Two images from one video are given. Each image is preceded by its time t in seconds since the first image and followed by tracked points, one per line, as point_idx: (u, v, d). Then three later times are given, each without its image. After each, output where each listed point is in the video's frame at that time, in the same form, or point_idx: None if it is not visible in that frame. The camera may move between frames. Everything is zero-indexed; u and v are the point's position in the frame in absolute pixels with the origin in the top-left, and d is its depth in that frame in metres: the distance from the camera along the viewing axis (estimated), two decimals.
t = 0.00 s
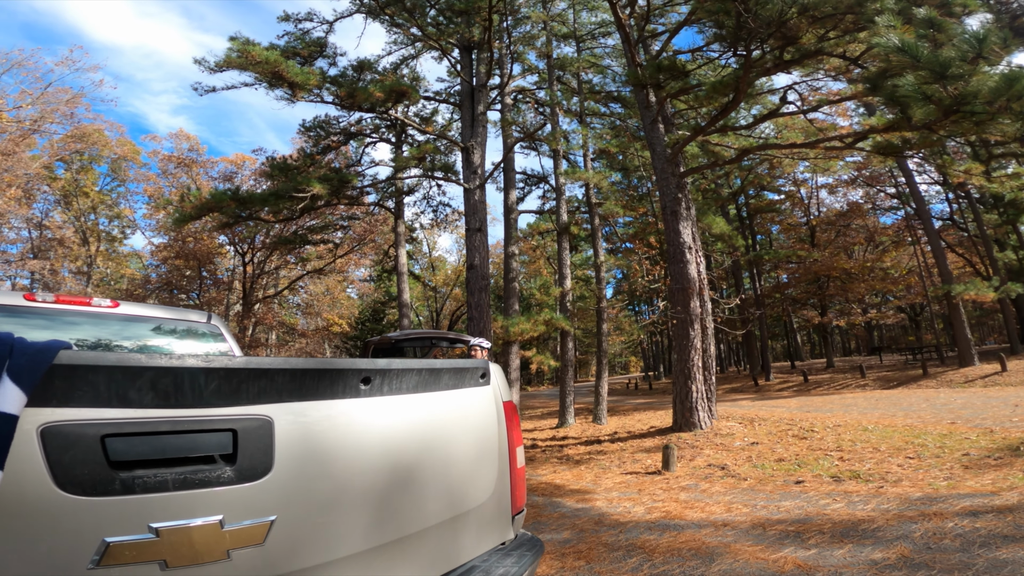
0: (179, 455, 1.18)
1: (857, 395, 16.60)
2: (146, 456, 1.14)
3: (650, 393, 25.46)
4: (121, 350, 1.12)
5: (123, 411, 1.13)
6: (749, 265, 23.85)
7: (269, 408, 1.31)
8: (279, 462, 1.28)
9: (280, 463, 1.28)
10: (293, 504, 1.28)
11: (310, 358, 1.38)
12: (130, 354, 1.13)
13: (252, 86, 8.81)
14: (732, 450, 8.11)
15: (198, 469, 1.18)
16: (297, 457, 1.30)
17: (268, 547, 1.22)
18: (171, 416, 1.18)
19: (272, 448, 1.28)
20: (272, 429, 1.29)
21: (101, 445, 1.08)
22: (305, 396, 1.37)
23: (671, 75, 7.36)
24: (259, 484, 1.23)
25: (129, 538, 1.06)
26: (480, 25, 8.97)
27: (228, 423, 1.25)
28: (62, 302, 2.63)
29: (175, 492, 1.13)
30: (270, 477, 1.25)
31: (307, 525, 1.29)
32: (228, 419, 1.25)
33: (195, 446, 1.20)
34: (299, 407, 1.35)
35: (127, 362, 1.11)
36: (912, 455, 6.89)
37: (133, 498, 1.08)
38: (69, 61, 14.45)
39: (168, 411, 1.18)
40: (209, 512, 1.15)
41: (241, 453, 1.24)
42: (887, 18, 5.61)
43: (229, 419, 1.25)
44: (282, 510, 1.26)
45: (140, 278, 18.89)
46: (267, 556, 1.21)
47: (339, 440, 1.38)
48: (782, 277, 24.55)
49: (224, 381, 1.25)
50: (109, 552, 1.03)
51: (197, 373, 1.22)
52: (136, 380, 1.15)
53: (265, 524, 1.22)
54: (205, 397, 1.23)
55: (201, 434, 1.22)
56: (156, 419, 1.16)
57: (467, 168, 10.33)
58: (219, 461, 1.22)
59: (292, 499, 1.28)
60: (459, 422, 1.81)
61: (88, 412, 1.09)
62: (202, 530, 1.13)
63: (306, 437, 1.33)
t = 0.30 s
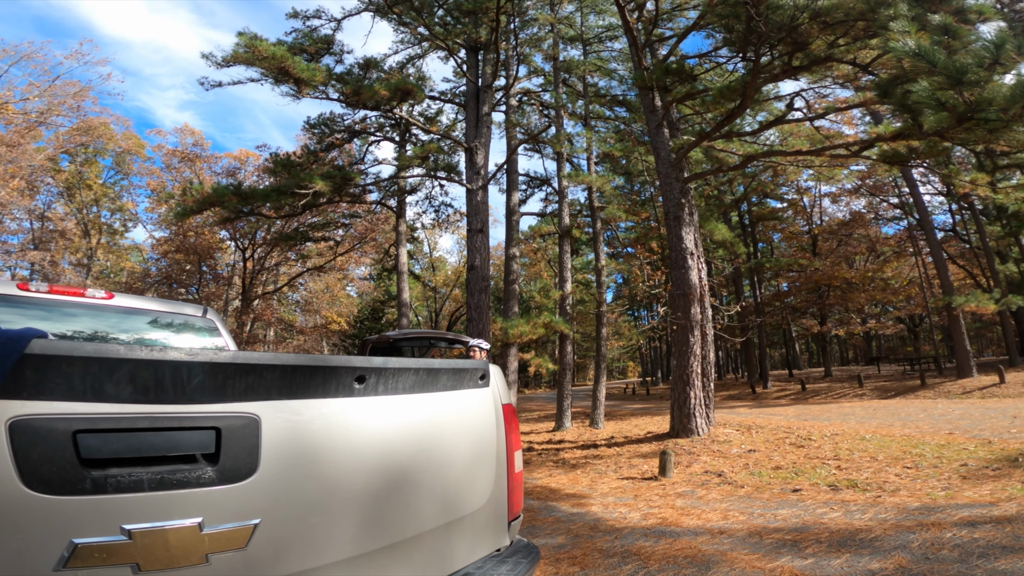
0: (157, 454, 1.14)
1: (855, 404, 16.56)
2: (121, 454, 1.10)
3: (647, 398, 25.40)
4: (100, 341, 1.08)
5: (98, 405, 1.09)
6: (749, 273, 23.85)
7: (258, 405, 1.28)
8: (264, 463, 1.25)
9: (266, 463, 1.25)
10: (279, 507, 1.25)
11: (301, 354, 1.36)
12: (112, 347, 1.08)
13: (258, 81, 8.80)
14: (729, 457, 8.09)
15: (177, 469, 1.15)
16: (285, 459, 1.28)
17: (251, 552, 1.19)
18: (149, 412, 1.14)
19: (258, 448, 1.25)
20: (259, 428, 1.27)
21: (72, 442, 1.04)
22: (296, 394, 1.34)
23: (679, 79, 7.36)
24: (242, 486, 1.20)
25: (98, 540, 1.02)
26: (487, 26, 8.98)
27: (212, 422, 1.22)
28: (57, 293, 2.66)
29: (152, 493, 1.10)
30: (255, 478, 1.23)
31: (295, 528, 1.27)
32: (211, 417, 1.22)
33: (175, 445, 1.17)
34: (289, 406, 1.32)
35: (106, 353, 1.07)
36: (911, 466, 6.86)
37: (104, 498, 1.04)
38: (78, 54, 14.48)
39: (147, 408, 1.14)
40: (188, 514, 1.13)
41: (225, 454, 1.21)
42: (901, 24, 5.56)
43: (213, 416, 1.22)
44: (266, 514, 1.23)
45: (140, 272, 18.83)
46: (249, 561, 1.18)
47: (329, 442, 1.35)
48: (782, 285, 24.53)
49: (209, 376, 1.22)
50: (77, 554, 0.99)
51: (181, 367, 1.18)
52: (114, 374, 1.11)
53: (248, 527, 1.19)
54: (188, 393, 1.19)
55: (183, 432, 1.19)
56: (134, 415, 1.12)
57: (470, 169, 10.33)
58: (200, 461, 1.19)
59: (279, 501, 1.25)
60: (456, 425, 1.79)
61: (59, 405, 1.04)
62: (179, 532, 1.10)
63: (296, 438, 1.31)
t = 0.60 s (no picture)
0: (144, 447, 1.13)
1: (849, 410, 16.61)
2: (106, 447, 1.09)
3: (642, 401, 25.44)
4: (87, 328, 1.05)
5: (82, 394, 1.07)
6: (747, 278, 23.90)
7: (249, 399, 1.27)
8: (254, 458, 1.24)
9: (257, 459, 1.24)
10: (268, 504, 1.24)
11: (295, 348, 1.35)
12: (99, 335, 1.07)
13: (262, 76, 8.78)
14: (723, 461, 8.10)
15: (163, 463, 1.14)
16: (276, 454, 1.27)
17: (238, 549, 1.18)
18: (135, 404, 1.13)
19: (248, 443, 1.24)
20: (250, 422, 1.26)
21: (55, 432, 1.02)
22: (289, 388, 1.33)
23: (682, 82, 7.36)
24: (231, 481, 1.20)
25: (78, 535, 1.01)
26: (491, 25, 8.98)
27: (201, 415, 1.21)
28: (49, 282, 2.71)
29: (137, 487, 1.09)
30: (245, 474, 1.22)
31: (285, 525, 1.26)
32: (201, 410, 1.21)
33: (162, 437, 1.16)
34: (282, 401, 1.31)
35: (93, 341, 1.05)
36: (904, 472, 6.89)
37: (85, 492, 1.03)
38: (82, 46, 14.43)
39: (132, 399, 1.12)
40: (173, 509, 1.11)
41: (214, 448, 1.20)
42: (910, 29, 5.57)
43: (203, 410, 1.21)
44: (255, 510, 1.22)
45: (136, 264, 18.74)
46: (234, 558, 1.17)
47: (322, 438, 1.34)
48: (779, 291, 24.59)
49: (199, 367, 1.20)
50: (56, 548, 0.98)
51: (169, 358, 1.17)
52: (101, 363, 1.09)
53: (236, 524, 1.18)
54: (178, 384, 1.18)
55: (169, 425, 1.17)
56: (120, 406, 1.11)
57: (471, 168, 10.32)
58: (187, 455, 1.18)
59: (267, 498, 1.24)
60: (452, 424, 1.78)
61: (43, 394, 1.02)
62: (162, 528, 1.09)
63: (288, 433, 1.30)
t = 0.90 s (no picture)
0: (132, 443, 1.12)
1: (840, 415, 16.71)
2: (94, 442, 1.08)
3: (635, 403, 25.48)
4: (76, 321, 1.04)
5: (71, 388, 1.06)
6: (742, 282, 23.99)
7: (241, 395, 1.26)
8: (246, 455, 1.23)
9: (249, 456, 1.23)
10: (259, 502, 1.23)
11: (289, 344, 1.34)
12: (89, 328, 1.06)
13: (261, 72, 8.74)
14: (715, 463, 8.14)
15: (151, 460, 1.13)
16: (269, 452, 1.26)
17: (227, 547, 1.17)
18: (125, 399, 1.11)
19: (240, 440, 1.23)
20: (242, 419, 1.24)
21: (41, 427, 1.01)
22: (283, 384, 1.32)
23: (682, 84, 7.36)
24: (222, 478, 1.18)
25: (63, 532, 0.99)
26: (492, 25, 8.97)
27: (192, 411, 1.19)
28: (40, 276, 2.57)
29: (123, 484, 1.07)
30: (235, 472, 1.20)
31: (275, 524, 1.25)
32: (192, 407, 1.19)
33: (151, 433, 1.14)
34: (275, 398, 1.30)
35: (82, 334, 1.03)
36: (894, 476, 6.93)
37: (71, 489, 1.01)
38: (81, 40, 14.33)
39: (122, 394, 1.11)
40: (160, 507, 1.10)
41: (204, 445, 1.18)
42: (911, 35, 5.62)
43: (194, 405, 1.20)
44: (245, 508, 1.21)
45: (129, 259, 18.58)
46: (223, 557, 1.16)
47: (316, 436, 1.33)
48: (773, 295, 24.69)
49: (191, 363, 1.19)
50: (40, 546, 0.96)
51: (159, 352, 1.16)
52: (89, 356, 1.08)
53: (225, 523, 1.17)
54: (169, 379, 1.17)
55: (158, 420, 1.16)
56: (108, 401, 1.10)
57: (469, 168, 10.30)
58: (177, 452, 1.17)
59: (258, 496, 1.23)
60: (446, 423, 1.77)
61: (31, 388, 1.00)
62: (150, 526, 1.07)
63: (281, 430, 1.29)
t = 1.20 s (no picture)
0: (115, 440, 1.10)
1: (830, 417, 16.83)
2: (75, 439, 1.05)
3: (627, 404, 25.56)
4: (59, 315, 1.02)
5: (54, 383, 1.03)
6: (736, 285, 24.12)
7: (229, 392, 1.24)
8: (233, 453, 1.21)
9: (237, 454, 1.21)
10: (246, 502, 1.21)
11: (280, 341, 1.32)
12: (73, 321, 1.03)
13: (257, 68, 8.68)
14: (706, 464, 8.17)
15: (135, 458, 1.11)
16: (258, 450, 1.24)
17: (213, 547, 1.15)
18: (110, 395, 1.09)
19: (227, 438, 1.21)
20: (230, 416, 1.23)
21: (22, 423, 0.98)
22: (272, 381, 1.30)
23: (679, 84, 7.36)
24: (207, 477, 1.16)
25: (43, 531, 0.97)
26: (490, 25, 8.95)
27: (178, 408, 1.17)
28: (29, 271, 2.59)
29: (107, 482, 1.05)
30: (222, 470, 1.19)
31: (262, 525, 1.23)
32: (179, 403, 1.18)
33: (135, 431, 1.12)
34: (264, 395, 1.28)
35: (64, 328, 1.01)
36: (884, 478, 6.99)
37: (52, 487, 0.99)
38: (76, 34, 14.17)
39: (106, 390, 1.09)
40: (143, 506, 1.08)
41: (189, 443, 1.16)
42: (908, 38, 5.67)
43: (181, 402, 1.18)
44: (232, 507, 1.19)
45: (120, 255, 18.40)
46: (210, 558, 1.14)
47: (305, 434, 1.31)
48: (766, 297, 24.84)
49: (178, 358, 1.17)
50: (19, 544, 0.93)
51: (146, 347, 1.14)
52: (71, 351, 1.05)
53: (213, 523, 1.15)
54: (154, 375, 1.15)
55: (143, 417, 1.14)
56: (92, 397, 1.07)
57: (464, 167, 10.27)
58: (162, 450, 1.15)
59: (247, 495, 1.21)
60: (439, 423, 1.76)
61: (12, 383, 0.98)
62: (133, 525, 1.05)
63: (270, 428, 1.27)
